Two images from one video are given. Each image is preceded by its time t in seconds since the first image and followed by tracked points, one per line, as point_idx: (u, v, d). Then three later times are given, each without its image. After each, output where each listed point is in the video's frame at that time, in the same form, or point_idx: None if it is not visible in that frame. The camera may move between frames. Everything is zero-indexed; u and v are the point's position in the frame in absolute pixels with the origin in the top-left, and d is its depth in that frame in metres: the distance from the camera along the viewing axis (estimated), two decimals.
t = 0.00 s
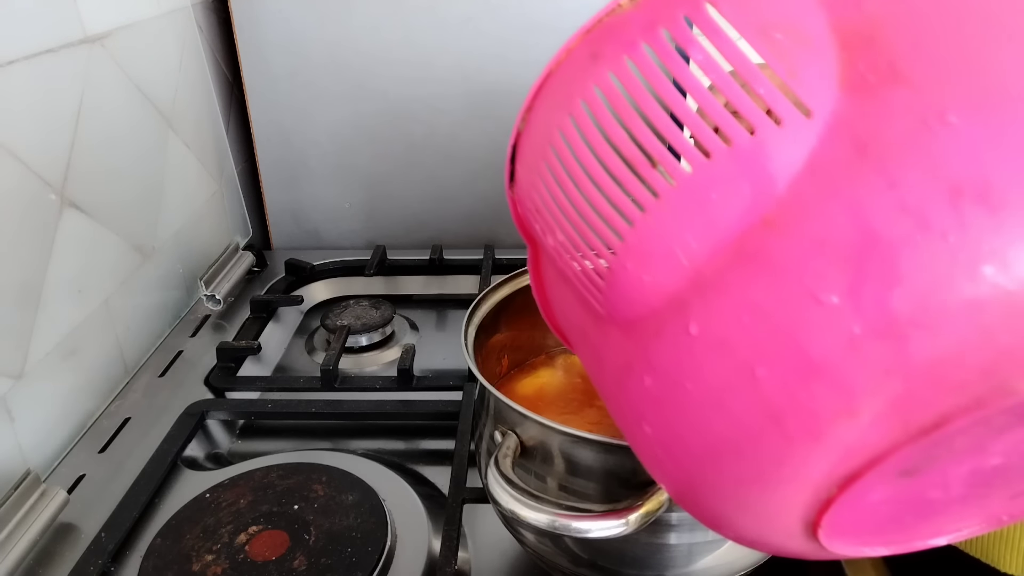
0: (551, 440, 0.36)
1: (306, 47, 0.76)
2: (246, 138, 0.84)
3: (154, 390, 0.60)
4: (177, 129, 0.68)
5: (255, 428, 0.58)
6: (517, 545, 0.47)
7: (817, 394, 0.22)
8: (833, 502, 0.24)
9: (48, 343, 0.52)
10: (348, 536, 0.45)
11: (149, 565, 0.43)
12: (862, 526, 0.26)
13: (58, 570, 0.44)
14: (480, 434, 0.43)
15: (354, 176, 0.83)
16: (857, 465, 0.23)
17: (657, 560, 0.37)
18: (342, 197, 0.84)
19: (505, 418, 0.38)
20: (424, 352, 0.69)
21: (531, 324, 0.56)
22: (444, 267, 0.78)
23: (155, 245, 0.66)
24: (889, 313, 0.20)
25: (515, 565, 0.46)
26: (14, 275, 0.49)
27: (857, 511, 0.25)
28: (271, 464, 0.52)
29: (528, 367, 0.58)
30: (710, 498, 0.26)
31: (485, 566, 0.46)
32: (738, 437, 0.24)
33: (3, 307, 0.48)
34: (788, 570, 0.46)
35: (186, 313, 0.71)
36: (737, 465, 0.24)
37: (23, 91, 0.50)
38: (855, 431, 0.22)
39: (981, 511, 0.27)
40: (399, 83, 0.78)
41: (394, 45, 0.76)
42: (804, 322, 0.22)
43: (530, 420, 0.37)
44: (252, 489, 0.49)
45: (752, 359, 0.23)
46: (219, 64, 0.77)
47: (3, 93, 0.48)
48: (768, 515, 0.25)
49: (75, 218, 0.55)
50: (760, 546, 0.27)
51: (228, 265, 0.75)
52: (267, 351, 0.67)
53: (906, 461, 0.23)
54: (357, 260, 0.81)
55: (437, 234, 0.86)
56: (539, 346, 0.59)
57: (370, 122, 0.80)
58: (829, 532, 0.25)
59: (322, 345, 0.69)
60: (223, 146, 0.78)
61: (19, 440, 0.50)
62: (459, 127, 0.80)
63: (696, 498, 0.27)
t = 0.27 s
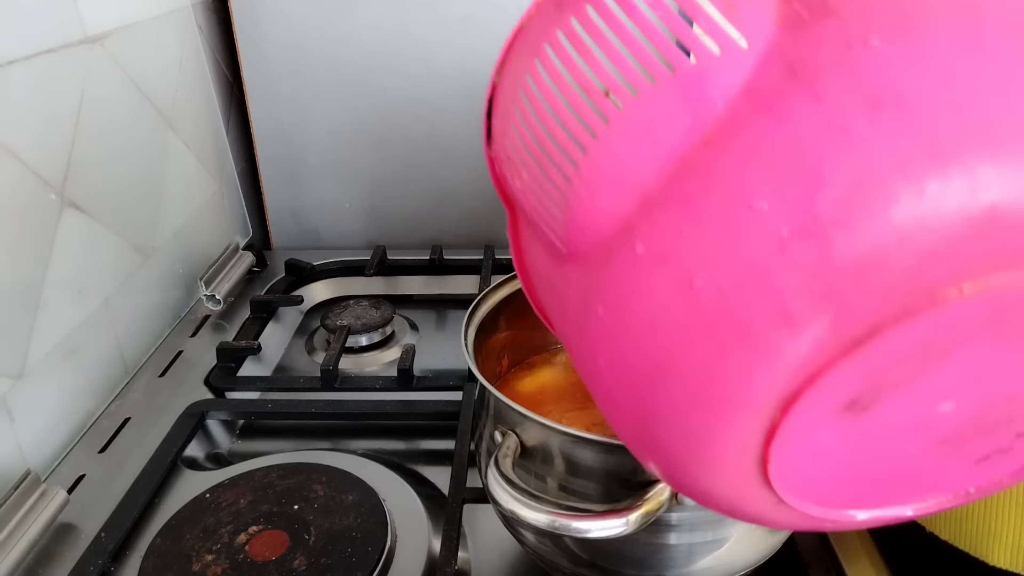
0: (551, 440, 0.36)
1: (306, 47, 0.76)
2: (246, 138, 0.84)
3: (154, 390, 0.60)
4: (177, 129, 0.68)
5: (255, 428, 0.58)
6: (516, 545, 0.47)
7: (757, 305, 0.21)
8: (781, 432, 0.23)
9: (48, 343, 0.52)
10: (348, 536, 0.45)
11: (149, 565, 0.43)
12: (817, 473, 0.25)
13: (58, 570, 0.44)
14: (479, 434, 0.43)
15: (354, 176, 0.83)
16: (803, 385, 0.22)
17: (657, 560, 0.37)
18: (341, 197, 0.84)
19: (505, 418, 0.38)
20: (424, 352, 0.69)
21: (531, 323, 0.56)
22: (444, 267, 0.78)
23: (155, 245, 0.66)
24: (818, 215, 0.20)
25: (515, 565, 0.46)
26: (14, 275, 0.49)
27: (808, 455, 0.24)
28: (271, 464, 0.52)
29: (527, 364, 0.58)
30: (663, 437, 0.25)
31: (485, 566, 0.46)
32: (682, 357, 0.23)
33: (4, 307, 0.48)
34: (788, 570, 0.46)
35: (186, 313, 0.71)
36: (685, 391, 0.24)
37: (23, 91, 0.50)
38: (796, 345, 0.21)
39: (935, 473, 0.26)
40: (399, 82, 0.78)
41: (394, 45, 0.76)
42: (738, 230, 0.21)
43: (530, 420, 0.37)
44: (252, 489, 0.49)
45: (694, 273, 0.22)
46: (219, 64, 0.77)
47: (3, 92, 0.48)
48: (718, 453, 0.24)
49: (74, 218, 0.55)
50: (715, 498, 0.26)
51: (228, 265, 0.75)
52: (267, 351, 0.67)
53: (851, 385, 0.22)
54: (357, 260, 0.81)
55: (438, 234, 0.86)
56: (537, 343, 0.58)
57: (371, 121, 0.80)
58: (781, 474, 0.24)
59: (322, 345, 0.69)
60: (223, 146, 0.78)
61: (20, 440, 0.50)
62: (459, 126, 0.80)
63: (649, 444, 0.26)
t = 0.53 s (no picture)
0: (551, 439, 0.36)
1: (306, 47, 0.76)
2: (246, 138, 0.84)
3: (154, 389, 0.60)
4: (177, 129, 0.69)
5: (255, 428, 0.58)
6: (516, 545, 0.47)
7: (704, 111, 0.20)
8: (733, 281, 0.21)
9: (48, 342, 0.52)
10: (348, 536, 0.45)
11: (149, 565, 0.43)
12: (784, 362, 0.23)
13: (58, 570, 0.44)
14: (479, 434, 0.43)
15: (354, 177, 0.83)
16: (757, 209, 0.20)
17: (657, 560, 0.37)
18: (341, 197, 0.84)
19: (505, 417, 0.38)
20: (424, 352, 0.69)
21: (530, 323, 0.56)
22: (444, 267, 0.78)
23: (155, 245, 0.66)
24: (768, 8, 0.19)
25: (515, 565, 0.46)
26: (15, 275, 0.49)
27: (767, 323, 0.22)
28: (271, 464, 0.52)
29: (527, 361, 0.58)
30: (614, 300, 0.23)
31: (485, 566, 0.45)
32: (631, 184, 0.21)
33: (4, 306, 0.48)
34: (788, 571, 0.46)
35: (186, 313, 0.70)
36: (630, 227, 0.22)
37: (23, 91, 0.50)
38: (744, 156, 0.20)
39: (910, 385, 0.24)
40: (399, 82, 0.78)
41: (393, 45, 0.76)
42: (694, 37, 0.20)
43: (530, 420, 0.37)
44: (252, 489, 0.49)
45: (650, 90, 0.21)
46: (219, 65, 0.78)
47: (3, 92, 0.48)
48: (666, 304, 0.22)
49: (75, 218, 0.55)
50: (675, 386, 0.23)
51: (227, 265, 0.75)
52: (267, 351, 0.67)
53: (804, 224, 0.21)
54: (357, 260, 0.81)
55: (438, 234, 0.86)
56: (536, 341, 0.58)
57: (370, 122, 0.80)
58: (735, 343, 0.22)
59: (322, 345, 0.69)
60: (223, 146, 0.78)
61: (20, 440, 0.50)
62: (459, 126, 0.80)
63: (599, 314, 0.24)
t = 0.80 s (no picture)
0: (551, 440, 0.36)
1: (306, 47, 0.76)
2: (246, 138, 0.85)
3: (154, 389, 0.60)
4: (177, 129, 0.69)
5: (255, 428, 0.58)
6: (517, 545, 0.47)
7: None
8: (649, 126, 0.20)
9: (48, 342, 0.52)
10: (348, 536, 0.45)
11: (149, 565, 0.43)
12: (706, 237, 0.21)
13: (57, 571, 0.44)
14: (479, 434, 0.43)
15: (354, 177, 0.83)
16: (671, 55, 0.20)
17: (657, 560, 0.37)
18: (341, 197, 0.84)
19: (504, 417, 0.38)
20: (424, 352, 0.69)
21: (528, 322, 0.56)
22: (444, 267, 0.78)
23: (155, 245, 0.66)
24: None
25: (515, 565, 0.46)
26: (14, 275, 0.49)
27: (682, 179, 0.21)
28: (271, 464, 0.52)
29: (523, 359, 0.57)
30: (536, 166, 0.22)
31: (484, 566, 0.46)
32: (559, 40, 0.21)
33: (4, 306, 0.48)
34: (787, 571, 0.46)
35: (185, 313, 0.70)
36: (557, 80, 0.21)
37: (23, 91, 0.50)
38: None
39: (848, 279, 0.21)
40: (399, 82, 0.78)
41: (393, 45, 0.76)
42: None
43: (529, 419, 0.37)
44: (252, 489, 0.49)
45: None
46: (219, 64, 0.78)
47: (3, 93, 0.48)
48: (582, 150, 0.21)
49: (75, 218, 0.55)
50: (597, 260, 0.22)
51: (227, 265, 0.74)
52: (267, 351, 0.67)
53: (723, 72, 0.20)
54: (357, 260, 0.81)
55: (438, 234, 0.86)
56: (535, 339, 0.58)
57: (370, 121, 0.80)
58: (649, 196, 0.21)
59: (322, 345, 0.69)
60: (223, 146, 0.78)
61: (20, 440, 0.50)
62: (459, 126, 0.80)
63: (521, 177, 0.23)
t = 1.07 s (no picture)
0: (551, 440, 0.36)
1: (306, 47, 0.76)
2: (246, 138, 0.84)
3: (154, 389, 0.60)
4: (177, 129, 0.69)
5: (255, 428, 0.58)
6: (516, 545, 0.47)
7: None
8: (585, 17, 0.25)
9: (48, 342, 0.52)
10: (348, 536, 0.45)
11: (149, 565, 0.43)
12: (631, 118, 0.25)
13: (57, 571, 0.44)
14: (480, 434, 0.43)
15: (354, 177, 0.83)
16: None
17: (657, 560, 0.37)
18: (341, 197, 0.84)
19: (504, 418, 0.38)
20: (425, 353, 0.69)
21: (528, 323, 0.56)
22: (444, 267, 0.78)
23: (155, 244, 0.66)
24: None
25: (515, 566, 0.46)
26: (14, 275, 0.49)
27: (616, 69, 0.25)
28: (271, 464, 0.52)
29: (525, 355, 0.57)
30: (503, 64, 0.27)
31: (485, 566, 0.46)
32: None
33: (4, 307, 0.48)
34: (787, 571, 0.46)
35: (185, 313, 0.70)
36: None
37: (23, 91, 0.50)
38: None
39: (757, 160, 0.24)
40: (399, 82, 0.78)
41: (394, 45, 0.76)
42: None
43: (529, 420, 0.36)
44: (252, 489, 0.49)
45: None
46: (219, 64, 0.77)
47: (3, 93, 0.48)
48: (538, 45, 0.26)
49: (75, 219, 0.55)
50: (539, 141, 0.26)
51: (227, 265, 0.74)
52: (267, 351, 0.67)
53: None
54: (357, 260, 0.81)
55: (438, 234, 0.86)
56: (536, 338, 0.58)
57: (370, 121, 0.80)
58: (585, 76, 0.25)
59: (322, 345, 0.69)
60: (223, 146, 0.78)
61: (20, 440, 0.50)
62: (459, 126, 0.80)
63: (495, 87, 0.27)
